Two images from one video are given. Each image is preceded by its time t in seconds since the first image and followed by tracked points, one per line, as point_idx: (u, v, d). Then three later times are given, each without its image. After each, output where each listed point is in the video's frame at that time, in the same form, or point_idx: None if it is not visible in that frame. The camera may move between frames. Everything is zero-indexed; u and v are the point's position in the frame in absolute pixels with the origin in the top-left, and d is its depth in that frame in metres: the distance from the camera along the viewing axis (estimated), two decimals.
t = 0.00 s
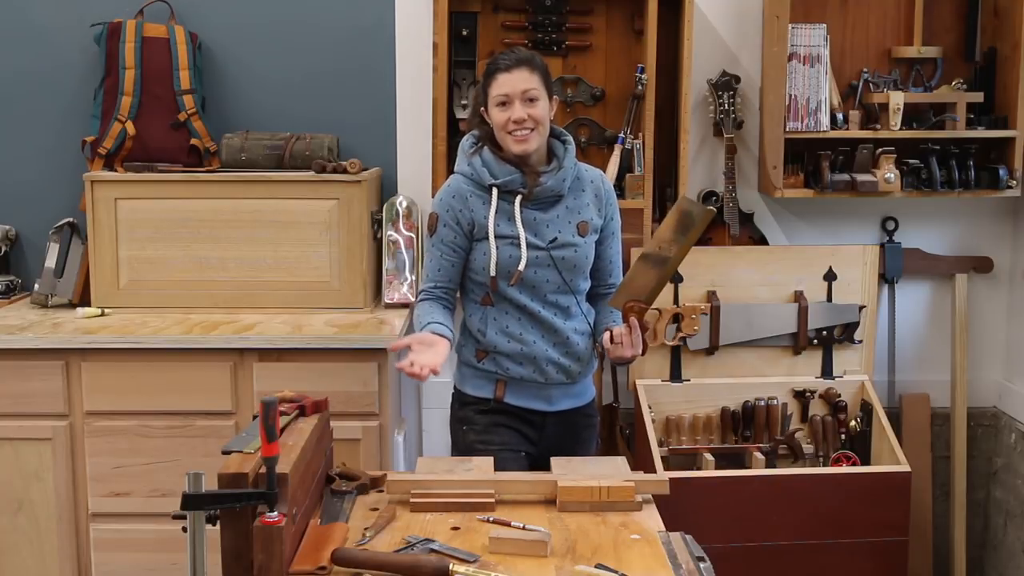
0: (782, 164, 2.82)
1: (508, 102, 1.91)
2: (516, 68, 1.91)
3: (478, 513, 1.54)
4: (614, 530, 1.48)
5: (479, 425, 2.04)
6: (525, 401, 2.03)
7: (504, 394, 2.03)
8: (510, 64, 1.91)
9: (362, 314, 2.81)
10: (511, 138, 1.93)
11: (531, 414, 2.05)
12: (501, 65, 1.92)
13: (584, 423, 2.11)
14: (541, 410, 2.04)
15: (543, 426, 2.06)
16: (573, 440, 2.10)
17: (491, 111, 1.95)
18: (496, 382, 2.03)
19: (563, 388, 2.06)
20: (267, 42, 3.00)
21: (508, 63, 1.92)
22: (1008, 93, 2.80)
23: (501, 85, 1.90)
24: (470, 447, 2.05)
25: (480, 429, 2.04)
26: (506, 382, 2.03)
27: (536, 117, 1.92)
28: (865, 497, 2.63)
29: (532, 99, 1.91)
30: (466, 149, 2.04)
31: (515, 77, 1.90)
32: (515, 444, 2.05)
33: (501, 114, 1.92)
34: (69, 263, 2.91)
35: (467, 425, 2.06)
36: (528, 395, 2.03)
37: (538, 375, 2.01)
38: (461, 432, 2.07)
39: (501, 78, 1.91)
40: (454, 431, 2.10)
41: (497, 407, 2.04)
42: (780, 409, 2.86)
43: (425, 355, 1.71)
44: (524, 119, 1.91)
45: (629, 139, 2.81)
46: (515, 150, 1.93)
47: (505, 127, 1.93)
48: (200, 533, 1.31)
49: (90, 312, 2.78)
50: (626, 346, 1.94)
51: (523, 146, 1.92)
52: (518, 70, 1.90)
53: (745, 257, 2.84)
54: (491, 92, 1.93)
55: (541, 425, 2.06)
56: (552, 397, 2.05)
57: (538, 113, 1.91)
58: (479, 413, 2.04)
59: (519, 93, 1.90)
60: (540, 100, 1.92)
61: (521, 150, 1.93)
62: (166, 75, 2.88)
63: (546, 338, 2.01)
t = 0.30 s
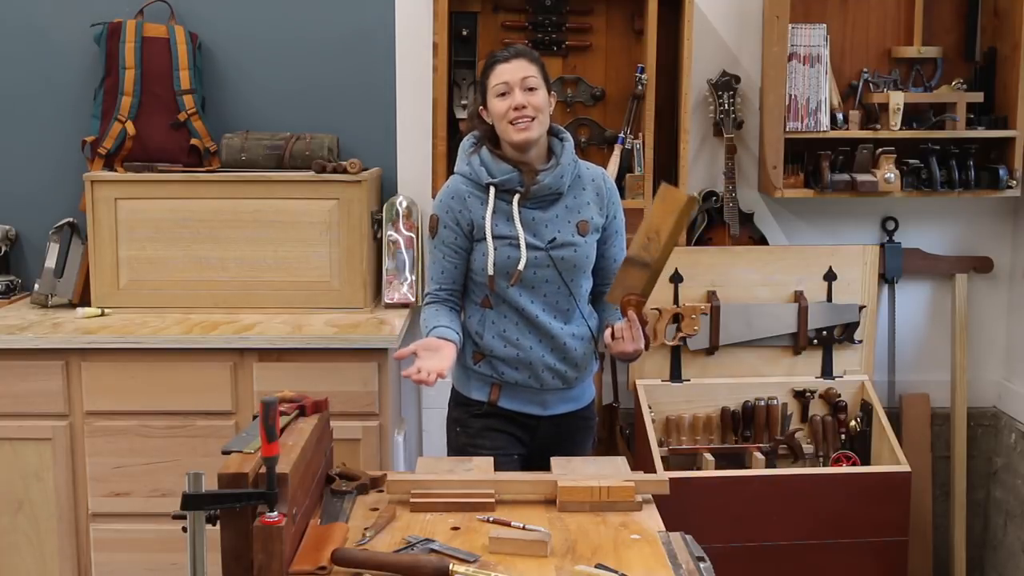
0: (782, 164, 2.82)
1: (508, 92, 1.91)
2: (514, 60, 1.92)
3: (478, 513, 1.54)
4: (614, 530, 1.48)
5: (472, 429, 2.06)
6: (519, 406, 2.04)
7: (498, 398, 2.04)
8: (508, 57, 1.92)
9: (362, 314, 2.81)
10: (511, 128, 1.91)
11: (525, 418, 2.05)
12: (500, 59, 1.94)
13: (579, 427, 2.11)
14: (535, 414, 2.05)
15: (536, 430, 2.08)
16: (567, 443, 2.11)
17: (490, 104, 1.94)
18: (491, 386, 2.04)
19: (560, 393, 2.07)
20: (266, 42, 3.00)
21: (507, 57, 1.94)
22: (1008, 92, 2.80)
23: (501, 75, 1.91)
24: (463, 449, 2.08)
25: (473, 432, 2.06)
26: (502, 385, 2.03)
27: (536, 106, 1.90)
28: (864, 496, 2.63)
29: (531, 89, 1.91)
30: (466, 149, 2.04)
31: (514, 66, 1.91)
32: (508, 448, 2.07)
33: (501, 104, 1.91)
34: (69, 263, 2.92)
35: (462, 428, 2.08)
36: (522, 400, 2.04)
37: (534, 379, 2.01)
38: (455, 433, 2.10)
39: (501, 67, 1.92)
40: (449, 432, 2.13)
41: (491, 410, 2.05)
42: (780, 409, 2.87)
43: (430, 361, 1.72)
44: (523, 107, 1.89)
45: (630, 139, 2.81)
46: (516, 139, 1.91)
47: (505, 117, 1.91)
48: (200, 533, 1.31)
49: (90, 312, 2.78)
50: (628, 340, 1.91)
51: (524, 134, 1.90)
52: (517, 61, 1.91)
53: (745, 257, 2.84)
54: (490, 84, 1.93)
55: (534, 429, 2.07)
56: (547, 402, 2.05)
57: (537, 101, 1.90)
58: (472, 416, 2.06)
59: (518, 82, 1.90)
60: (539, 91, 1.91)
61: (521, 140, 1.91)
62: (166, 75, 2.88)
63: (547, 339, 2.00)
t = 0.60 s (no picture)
0: (782, 164, 2.82)
1: (504, 95, 1.90)
2: (510, 61, 1.92)
3: (478, 513, 1.54)
4: (614, 530, 1.48)
5: (465, 429, 2.06)
6: (510, 408, 2.03)
7: (491, 399, 2.03)
8: (505, 58, 1.92)
9: (362, 314, 2.81)
10: (507, 130, 1.91)
11: (517, 420, 2.04)
12: (498, 60, 1.93)
13: (575, 431, 2.10)
14: (528, 417, 2.04)
15: (530, 433, 2.06)
16: (562, 446, 2.10)
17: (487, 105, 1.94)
18: (483, 387, 2.03)
19: (554, 397, 2.05)
20: (265, 41, 3.00)
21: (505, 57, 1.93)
22: (1008, 92, 2.79)
23: (498, 78, 1.91)
24: (456, 450, 2.08)
25: (466, 433, 2.06)
26: (494, 387, 2.03)
27: (532, 109, 1.90)
28: (864, 496, 2.63)
29: (528, 92, 1.90)
30: (463, 148, 2.05)
31: (511, 68, 1.90)
32: (503, 449, 2.05)
33: (498, 106, 1.91)
34: (69, 263, 2.92)
35: (454, 428, 2.08)
36: (516, 401, 2.03)
37: (527, 379, 2.01)
38: (448, 434, 2.10)
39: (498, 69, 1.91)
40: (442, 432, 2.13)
41: (483, 411, 2.04)
42: (780, 409, 2.87)
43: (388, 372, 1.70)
44: (519, 110, 1.89)
45: (630, 139, 2.81)
46: (511, 142, 1.91)
47: (501, 120, 1.91)
48: (200, 533, 1.31)
49: (90, 312, 2.78)
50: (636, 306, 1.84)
51: (519, 138, 1.90)
52: (515, 64, 1.91)
53: (745, 257, 2.84)
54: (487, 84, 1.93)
55: (528, 432, 2.06)
56: (540, 405, 2.04)
57: (533, 104, 1.90)
58: (464, 417, 2.06)
59: (514, 85, 1.89)
60: (536, 94, 1.91)
61: (517, 143, 1.91)
62: (166, 75, 2.88)
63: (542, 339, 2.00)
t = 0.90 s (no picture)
0: (782, 164, 2.82)
1: (506, 100, 1.90)
2: (513, 66, 1.90)
3: (478, 513, 1.54)
4: (614, 530, 1.48)
5: (462, 429, 2.06)
6: (507, 406, 2.04)
7: (487, 397, 2.03)
8: (507, 62, 1.90)
9: (362, 314, 2.81)
10: (508, 136, 1.91)
11: (515, 419, 2.05)
12: (500, 63, 1.91)
13: (574, 432, 2.09)
14: (526, 415, 2.04)
15: (528, 432, 2.06)
16: (561, 447, 2.09)
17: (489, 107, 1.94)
18: (481, 386, 2.04)
19: (552, 396, 2.05)
20: (266, 42, 3.00)
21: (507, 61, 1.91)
22: (1008, 92, 2.79)
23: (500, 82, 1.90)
24: (454, 450, 2.08)
25: (463, 433, 2.06)
26: (492, 385, 2.03)
27: (534, 115, 1.90)
28: (865, 496, 2.63)
29: (530, 98, 1.90)
30: (464, 149, 2.05)
31: (513, 74, 1.89)
32: (501, 448, 2.05)
33: (499, 111, 1.91)
34: (69, 263, 2.92)
35: (452, 428, 2.08)
36: (514, 401, 2.04)
37: (524, 378, 2.01)
38: (446, 434, 2.10)
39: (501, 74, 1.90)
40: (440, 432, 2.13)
41: (481, 410, 2.05)
42: (780, 409, 2.87)
43: (394, 375, 1.69)
44: (520, 117, 1.89)
45: (630, 139, 2.81)
46: (512, 147, 1.91)
47: (502, 125, 1.91)
48: (200, 533, 1.31)
49: (90, 312, 2.78)
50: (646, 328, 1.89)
51: (520, 144, 1.90)
52: (517, 69, 1.89)
53: (745, 257, 2.84)
54: (489, 87, 1.92)
55: (527, 432, 2.06)
56: (538, 403, 2.04)
57: (535, 110, 1.90)
58: (462, 417, 2.06)
59: (516, 91, 1.89)
60: (538, 100, 1.90)
61: (519, 149, 1.91)
62: (166, 75, 2.88)
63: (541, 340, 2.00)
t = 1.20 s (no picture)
0: (782, 164, 2.82)
1: (501, 110, 1.89)
2: (508, 75, 1.88)
3: (478, 513, 1.54)
4: (613, 530, 1.48)
5: (463, 429, 2.07)
6: (506, 405, 2.04)
7: (487, 397, 2.04)
8: (502, 71, 1.88)
9: (362, 314, 2.81)
10: (503, 146, 1.91)
11: (516, 418, 2.05)
12: (494, 71, 1.89)
13: (576, 432, 2.09)
14: (526, 415, 2.05)
15: (529, 431, 2.07)
16: (562, 446, 2.09)
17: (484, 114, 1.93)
18: (481, 386, 2.05)
19: (553, 396, 2.05)
20: (265, 42, 3.00)
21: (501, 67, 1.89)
22: (1008, 92, 2.79)
23: (495, 92, 1.88)
24: (456, 450, 2.08)
25: (464, 432, 2.07)
26: (492, 386, 2.04)
27: (529, 125, 1.90)
28: (865, 497, 2.63)
29: (525, 108, 1.89)
30: (462, 155, 2.04)
31: (508, 83, 1.87)
32: (501, 448, 2.06)
33: (494, 120, 1.90)
34: (69, 263, 2.92)
35: (453, 428, 2.09)
36: (515, 401, 2.04)
37: (523, 380, 2.01)
38: (448, 434, 2.11)
39: (496, 83, 1.88)
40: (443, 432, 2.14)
41: (481, 409, 2.05)
42: (780, 409, 2.87)
43: (410, 381, 1.73)
44: (515, 127, 1.89)
45: (629, 139, 2.81)
46: (508, 159, 1.91)
47: (498, 134, 1.91)
48: (200, 533, 1.31)
49: (90, 312, 2.78)
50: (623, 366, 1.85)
51: (516, 155, 1.90)
52: (512, 78, 1.88)
53: (745, 257, 2.84)
54: (484, 95, 1.91)
55: (528, 431, 2.07)
56: (537, 403, 2.04)
57: (530, 120, 1.89)
58: (463, 417, 2.07)
59: (511, 102, 1.87)
60: (533, 109, 1.90)
61: (515, 160, 1.91)
62: (166, 75, 2.88)
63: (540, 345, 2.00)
